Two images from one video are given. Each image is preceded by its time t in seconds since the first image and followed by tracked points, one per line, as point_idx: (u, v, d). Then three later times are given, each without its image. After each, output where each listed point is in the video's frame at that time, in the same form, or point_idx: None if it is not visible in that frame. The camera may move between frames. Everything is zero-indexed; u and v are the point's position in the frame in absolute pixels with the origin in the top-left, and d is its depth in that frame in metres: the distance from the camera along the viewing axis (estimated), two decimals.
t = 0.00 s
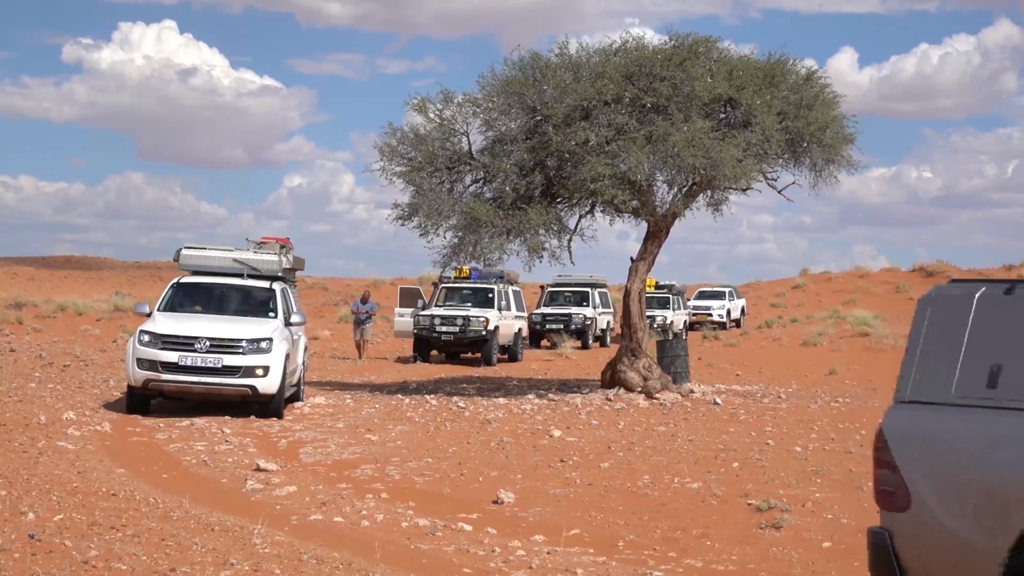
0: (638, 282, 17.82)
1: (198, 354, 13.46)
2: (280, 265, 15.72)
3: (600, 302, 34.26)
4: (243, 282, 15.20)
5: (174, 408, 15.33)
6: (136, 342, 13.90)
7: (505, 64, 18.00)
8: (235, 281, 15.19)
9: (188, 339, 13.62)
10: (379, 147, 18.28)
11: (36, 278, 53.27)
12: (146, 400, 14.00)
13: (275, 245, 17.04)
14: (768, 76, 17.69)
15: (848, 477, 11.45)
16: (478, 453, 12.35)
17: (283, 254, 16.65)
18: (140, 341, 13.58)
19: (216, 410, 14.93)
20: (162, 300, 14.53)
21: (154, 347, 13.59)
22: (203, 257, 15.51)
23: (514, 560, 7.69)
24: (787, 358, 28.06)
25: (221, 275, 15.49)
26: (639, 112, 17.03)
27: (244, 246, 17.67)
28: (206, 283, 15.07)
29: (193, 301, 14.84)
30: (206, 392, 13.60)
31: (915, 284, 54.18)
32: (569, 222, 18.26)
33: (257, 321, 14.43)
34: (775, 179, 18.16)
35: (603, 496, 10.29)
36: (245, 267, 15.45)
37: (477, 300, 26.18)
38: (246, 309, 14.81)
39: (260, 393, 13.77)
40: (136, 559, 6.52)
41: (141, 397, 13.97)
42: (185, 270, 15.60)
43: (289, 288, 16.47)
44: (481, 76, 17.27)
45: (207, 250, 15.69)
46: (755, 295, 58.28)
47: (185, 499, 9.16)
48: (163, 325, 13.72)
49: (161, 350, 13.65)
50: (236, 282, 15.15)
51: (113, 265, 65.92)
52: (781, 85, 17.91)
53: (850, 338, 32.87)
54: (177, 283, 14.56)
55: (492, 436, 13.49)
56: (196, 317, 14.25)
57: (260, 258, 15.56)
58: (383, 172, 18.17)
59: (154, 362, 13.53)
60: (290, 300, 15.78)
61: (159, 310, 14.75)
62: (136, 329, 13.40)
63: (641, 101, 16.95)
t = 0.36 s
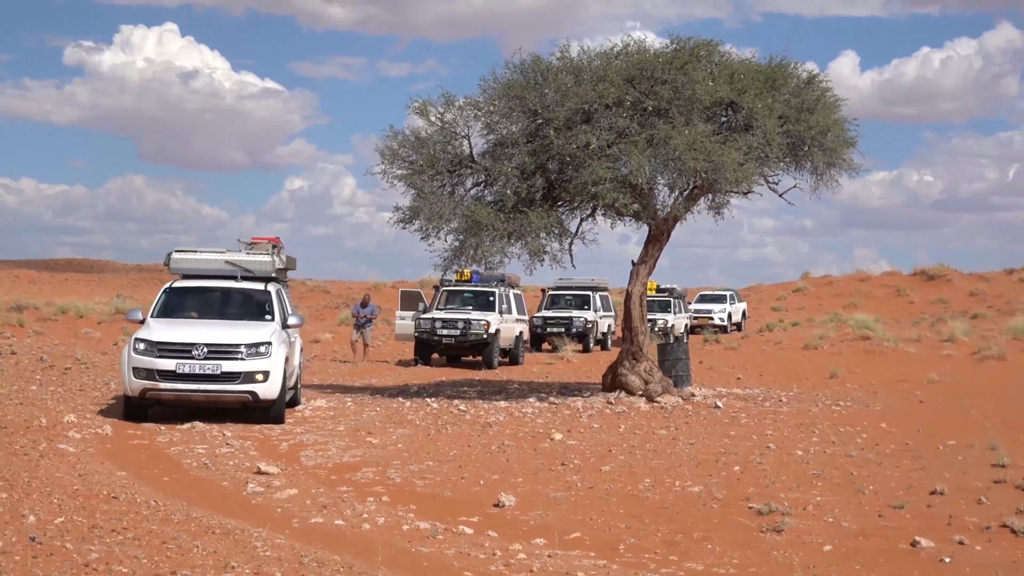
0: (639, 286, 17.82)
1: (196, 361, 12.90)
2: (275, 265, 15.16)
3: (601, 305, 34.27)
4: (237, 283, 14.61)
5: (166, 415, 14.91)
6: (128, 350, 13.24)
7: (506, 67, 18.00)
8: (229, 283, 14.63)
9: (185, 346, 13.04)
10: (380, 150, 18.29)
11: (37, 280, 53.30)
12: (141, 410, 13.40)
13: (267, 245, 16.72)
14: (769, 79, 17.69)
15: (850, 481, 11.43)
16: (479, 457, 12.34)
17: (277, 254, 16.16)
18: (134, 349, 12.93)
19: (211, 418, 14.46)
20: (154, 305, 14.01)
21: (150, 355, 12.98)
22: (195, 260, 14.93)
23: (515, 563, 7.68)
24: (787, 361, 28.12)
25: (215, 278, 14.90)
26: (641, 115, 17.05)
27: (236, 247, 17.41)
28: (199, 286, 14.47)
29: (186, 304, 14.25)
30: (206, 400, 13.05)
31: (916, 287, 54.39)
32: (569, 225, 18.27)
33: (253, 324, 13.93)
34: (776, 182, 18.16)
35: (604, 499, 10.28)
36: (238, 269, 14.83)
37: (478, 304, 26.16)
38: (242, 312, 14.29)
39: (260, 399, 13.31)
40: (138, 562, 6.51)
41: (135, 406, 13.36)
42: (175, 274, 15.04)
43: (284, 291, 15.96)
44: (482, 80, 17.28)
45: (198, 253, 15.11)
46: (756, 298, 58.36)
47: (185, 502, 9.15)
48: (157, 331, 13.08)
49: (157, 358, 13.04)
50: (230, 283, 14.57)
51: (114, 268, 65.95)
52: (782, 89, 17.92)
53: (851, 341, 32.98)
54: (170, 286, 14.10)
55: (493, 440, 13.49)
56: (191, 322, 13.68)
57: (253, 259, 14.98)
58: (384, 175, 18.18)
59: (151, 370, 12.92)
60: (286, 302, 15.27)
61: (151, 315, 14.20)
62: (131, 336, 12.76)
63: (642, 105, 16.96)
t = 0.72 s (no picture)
0: (642, 289, 17.81)
1: (199, 367, 12.72)
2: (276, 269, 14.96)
3: (602, 308, 34.28)
4: (236, 287, 14.58)
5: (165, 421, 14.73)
6: (128, 355, 13.08)
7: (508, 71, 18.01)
8: (228, 286, 14.61)
9: (187, 352, 12.87)
10: (382, 154, 18.29)
11: (38, 284, 53.34)
12: (141, 418, 13.22)
13: (265, 247, 16.70)
14: (771, 83, 17.70)
15: (851, 485, 11.41)
16: (480, 460, 12.34)
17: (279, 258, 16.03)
18: (135, 355, 12.77)
19: (212, 424, 14.26)
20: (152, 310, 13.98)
21: (150, 361, 12.82)
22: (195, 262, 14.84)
23: (516, 567, 7.67)
24: (789, 364, 28.11)
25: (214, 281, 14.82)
26: (643, 119, 17.05)
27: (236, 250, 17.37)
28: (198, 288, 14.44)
29: (185, 307, 14.23)
30: (209, 407, 12.89)
31: (918, 290, 54.41)
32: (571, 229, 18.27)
33: (255, 329, 13.76)
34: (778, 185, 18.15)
35: (606, 503, 10.27)
36: (238, 272, 14.71)
37: (480, 307, 26.17)
38: (242, 315, 14.27)
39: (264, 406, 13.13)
40: (139, 566, 6.51)
41: (136, 414, 13.20)
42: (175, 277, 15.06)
43: (284, 293, 15.75)
44: (484, 83, 17.29)
45: (199, 254, 15.00)
46: (758, 301, 58.38)
47: (187, 506, 9.14)
48: (159, 337, 12.93)
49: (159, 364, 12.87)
50: (229, 286, 14.56)
51: (116, 272, 65.98)
52: (784, 93, 17.92)
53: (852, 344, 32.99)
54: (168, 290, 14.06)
55: (494, 443, 13.49)
56: (191, 327, 13.53)
57: (254, 262, 14.82)
58: (386, 178, 18.18)
59: (152, 377, 12.76)
60: (286, 305, 15.18)
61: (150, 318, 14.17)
62: (131, 342, 12.60)
63: (644, 108, 16.96)
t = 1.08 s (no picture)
0: (641, 290, 17.81)
1: (199, 369, 12.59)
2: (279, 270, 14.94)
3: (602, 309, 34.28)
4: (239, 289, 14.57)
5: (164, 423, 14.68)
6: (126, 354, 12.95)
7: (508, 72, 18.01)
8: (230, 287, 14.59)
9: (186, 352, 12.74)
10: (382, 155, 18.28)
11: (38, 284, 53.32)
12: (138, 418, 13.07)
13: (270, 249, 16.68)
14: (772, 84, 17.72)
15: (851, 486, 11.41)
16: (480, 462, 12.33)
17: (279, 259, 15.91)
18: (133, 355, 12.64)
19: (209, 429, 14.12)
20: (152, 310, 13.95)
21: (149, 360, 12.69)
22: (195, 260, 14.67)
23: (516, 568, 7.67)
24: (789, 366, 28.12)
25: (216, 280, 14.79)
26: (643, 120, 17.05)
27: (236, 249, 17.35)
28: (198, 289, 14.40)
29: (185, 307, 14.21)
30: (207, 409, 12.76)
31: (918, 293, 54.42)
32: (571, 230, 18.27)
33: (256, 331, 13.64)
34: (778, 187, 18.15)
35: (605, 504, 10.27)
36: (241, 273, 14.68)
37: (480, 308, 26.15)
38: (244, 316, 14.28)
39: (264, 410, 13.02)
40: (138, 566, 6.51)
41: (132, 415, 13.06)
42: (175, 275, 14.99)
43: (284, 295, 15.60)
44: (484, 84, 17.29)
45: (201, 252, 14.91)
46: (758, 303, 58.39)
47: (186, 506, 9.15)
48: (158, 336, 12.80)
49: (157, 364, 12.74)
50: (232, 287, 14.57)
51: (116, 272, 65.98)
52: (784, 94, 17.93)
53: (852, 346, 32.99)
54: (168, 290, 14.02)
55: (494, 444, 13.49)
56: (190, 328, 13.52)
57: (257, 263, 14.79)
58: (386, 180, 18.16)
59: (150, 377, 12.63)
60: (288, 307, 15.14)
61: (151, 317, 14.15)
62: (130, 341, 12.47)
63: (645, 109, 16.96)
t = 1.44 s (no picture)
0: (642, 290, 17.79)
1: (204, 376, 12.09)
2: (280, 270, 14.87)
3: (603, 309, 34.31)
4: (240, 291, 14.54)
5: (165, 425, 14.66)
6: (127, 359, 12.42)
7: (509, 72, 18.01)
8: (231, 289, 14.56)
9: (191, 358, 12.23)
10: (383, 155, 18.27)
11: (39, 284, 53.35)
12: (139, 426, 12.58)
13: (271, 248, 16.68)
14: (773, 84, 17.73)
15: (851, 486, 11.42)
16: (481, 461, 12.33)
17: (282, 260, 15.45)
18: (135, 361, 12.13)
19: (213, 434, 13.66)
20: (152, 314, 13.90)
21: (152, 367, 12.18)
22: (195, 262, 14.62)
23: (517, 568, 7.67)
24: (790, 365, 28.13)
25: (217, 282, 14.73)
26: (643, 120, 17.04)
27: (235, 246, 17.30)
28: (199, 291, 14.37)
29: (185, 309, 14.19)
30: (213, 417, 12.26)
31: (918, 292, 54.46)
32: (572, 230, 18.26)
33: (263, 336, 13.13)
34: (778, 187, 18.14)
35: (606, 504, 10.26)
36: (242, 274, 14.63)
37: (481, 308, 26.15)
38: (245, 317, 14.26)
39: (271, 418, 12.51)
40: (138, 566, 6.50)
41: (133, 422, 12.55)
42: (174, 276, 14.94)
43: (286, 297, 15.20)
44: (485, 84, 17.28)
45: (201, 253, 14.86)
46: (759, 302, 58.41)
47: (187, 506, 9.14)
48: (162, 341, 12.29)
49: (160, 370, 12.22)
50: (233, 288, 14.56)
51: (116, 272, 66.02)
52: (785, 94, 17.93)
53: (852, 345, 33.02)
54: (168, 293, 13.97)
55: (495, 444, 13.49)
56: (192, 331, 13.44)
57: (258, 264, 14.71)
58: (387, 179, 18.17)
59: (153, 384, 12.11)
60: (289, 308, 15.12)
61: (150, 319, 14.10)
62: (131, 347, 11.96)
63: (645, 109, 16.96)
